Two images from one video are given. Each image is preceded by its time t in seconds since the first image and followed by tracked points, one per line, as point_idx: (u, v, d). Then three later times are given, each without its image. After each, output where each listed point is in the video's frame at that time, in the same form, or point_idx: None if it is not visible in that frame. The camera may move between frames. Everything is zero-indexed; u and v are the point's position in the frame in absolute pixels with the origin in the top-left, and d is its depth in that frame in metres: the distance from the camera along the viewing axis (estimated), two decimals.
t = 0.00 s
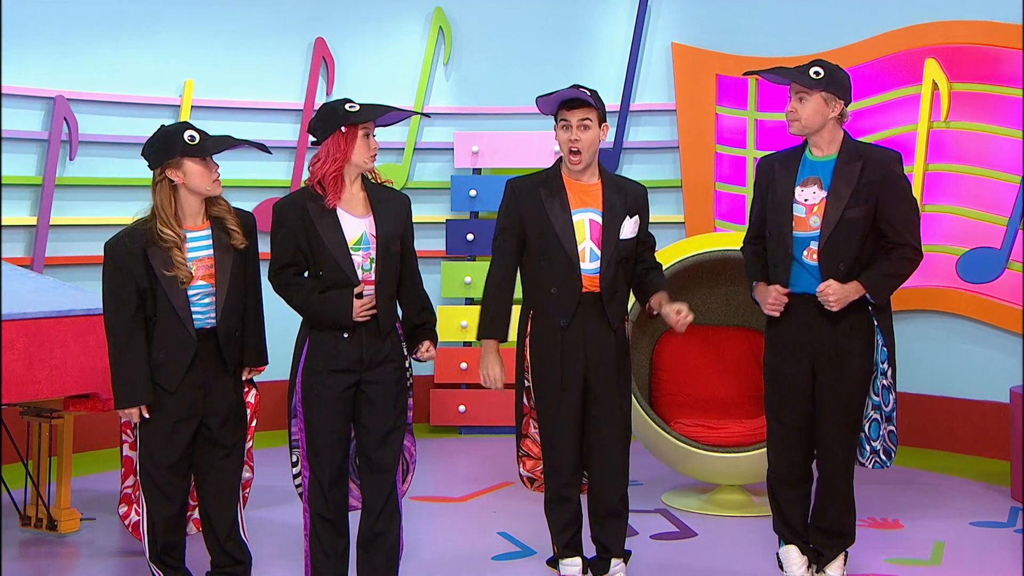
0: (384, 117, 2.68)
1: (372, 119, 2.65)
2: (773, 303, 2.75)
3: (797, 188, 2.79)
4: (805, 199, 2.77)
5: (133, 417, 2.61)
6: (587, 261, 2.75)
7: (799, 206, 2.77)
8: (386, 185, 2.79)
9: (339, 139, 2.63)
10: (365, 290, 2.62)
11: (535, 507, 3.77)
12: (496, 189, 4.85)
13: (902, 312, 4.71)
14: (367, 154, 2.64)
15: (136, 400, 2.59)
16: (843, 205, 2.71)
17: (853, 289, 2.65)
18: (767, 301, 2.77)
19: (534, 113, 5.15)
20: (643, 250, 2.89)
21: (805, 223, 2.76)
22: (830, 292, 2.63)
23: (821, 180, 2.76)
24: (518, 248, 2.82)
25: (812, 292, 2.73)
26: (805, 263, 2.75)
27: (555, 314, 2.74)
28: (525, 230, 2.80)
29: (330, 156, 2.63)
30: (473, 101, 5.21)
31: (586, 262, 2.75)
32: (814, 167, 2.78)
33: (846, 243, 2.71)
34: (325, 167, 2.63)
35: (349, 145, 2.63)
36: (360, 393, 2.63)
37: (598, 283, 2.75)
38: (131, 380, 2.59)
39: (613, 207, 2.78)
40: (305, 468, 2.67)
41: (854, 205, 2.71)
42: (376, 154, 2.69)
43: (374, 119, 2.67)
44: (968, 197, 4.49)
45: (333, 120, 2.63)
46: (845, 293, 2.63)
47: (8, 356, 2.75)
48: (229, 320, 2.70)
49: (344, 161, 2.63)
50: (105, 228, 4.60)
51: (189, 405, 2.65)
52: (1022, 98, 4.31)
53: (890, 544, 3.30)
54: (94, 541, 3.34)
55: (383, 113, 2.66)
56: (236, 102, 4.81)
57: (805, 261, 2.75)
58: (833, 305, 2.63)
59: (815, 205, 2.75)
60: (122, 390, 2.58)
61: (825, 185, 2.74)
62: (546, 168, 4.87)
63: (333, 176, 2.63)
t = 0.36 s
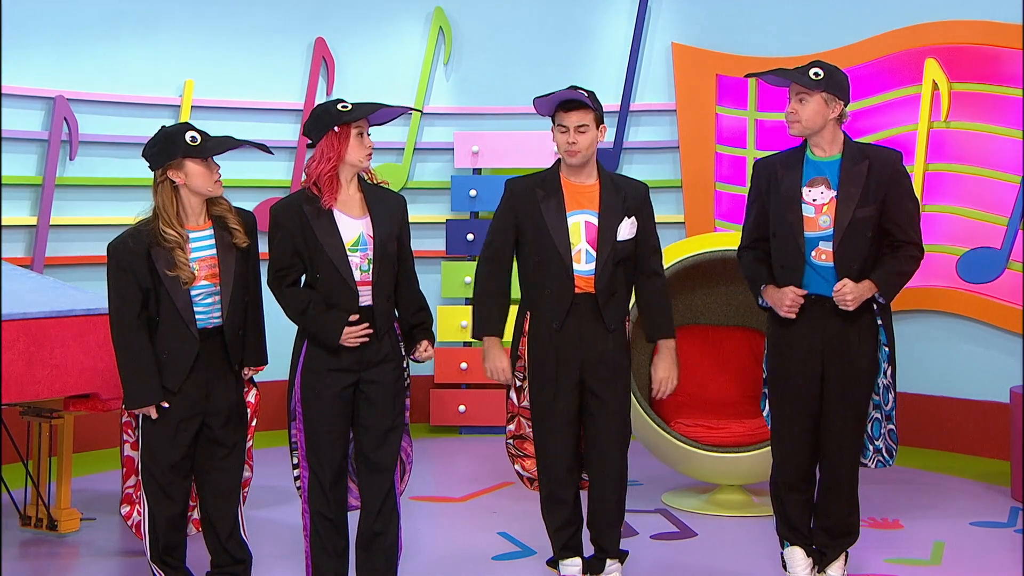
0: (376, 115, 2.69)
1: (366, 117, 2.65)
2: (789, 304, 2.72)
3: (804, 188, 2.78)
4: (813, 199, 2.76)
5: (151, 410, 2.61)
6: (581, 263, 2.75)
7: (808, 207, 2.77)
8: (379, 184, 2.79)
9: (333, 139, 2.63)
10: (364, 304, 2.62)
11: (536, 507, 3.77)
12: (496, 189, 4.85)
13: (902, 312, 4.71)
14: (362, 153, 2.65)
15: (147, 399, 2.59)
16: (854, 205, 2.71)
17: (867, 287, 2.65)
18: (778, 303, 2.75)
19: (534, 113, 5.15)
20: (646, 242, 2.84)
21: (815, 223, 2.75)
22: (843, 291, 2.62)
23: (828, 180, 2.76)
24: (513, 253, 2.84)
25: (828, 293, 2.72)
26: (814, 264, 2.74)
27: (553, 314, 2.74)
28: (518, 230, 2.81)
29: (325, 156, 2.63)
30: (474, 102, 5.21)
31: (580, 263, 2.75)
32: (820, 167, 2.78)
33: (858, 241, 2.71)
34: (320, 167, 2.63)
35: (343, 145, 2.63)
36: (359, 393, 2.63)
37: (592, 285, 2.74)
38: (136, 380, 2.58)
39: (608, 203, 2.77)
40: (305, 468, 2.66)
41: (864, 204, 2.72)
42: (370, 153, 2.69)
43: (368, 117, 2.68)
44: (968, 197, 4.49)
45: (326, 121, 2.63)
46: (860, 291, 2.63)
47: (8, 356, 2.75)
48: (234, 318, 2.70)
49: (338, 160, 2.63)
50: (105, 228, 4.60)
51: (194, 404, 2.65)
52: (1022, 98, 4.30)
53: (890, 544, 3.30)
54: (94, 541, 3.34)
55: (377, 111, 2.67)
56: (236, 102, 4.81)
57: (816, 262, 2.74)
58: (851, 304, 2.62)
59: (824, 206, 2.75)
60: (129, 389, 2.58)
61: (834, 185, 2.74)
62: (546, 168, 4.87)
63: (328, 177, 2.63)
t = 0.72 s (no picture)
0: (372, 113, 2.68)
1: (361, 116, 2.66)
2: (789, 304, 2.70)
3: (801, 188, 2.79)
4: (810, 199, 2.77)
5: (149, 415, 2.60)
6: (588, 256, 2.73)
7: (805, 207, 2.77)
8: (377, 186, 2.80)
9: (330, 139, 2.64)
10: (364, 303, 2.62)
11: (536, 507, 3.77)
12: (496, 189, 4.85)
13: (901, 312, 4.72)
14: (359, 152, 2.65)
15: (149, 401, 2.58)
16: (852, 204, 2.71)
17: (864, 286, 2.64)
18: (777, 303, 2.73)
19: (534, 113, 5.15)
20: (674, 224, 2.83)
21: (812, 223, 2.75)
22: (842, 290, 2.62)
23: (825, 180, 2.77)
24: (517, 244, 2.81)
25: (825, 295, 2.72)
26: (813, 264, 2.74)
27: (553, 313, 2.74)
28: (516, 224, 2.79)
29: (322, 156, 2.64)
30: (473, 102, 5.21)
31: (589, 258, 2.73)
32: (817, 167, 2.78)
33: (857, 241, 2.71)
34: (318, 167, 2.64)
35: (340, 145, 2.64)
36: (360, 393, 2.63)
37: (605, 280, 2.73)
38: (139, 380, 2.58)
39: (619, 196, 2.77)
40: (304, 470, 2.66)
41: (862, 204, 2.72)
42: (368, 152, 2.70)
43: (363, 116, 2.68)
44: (968, 197, 4.49)
45: (321, 121, 2.63)
46: (858, 291, 2.62)
47: (8, 356, 2.74)
48: (237, 318, 2.70)
49: (336, 160, 2.64)
50: (105, 228, 4.60)
51: (196, 404, 2.65)
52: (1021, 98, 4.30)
53: (891, 544, 3.30)
54: (94, 541, 3.34)
55: (372, 113, 2.68)
56: (236, 102, 4.81)
57: (814, 262, 2.74)
58: (849, 303, 2.62)
59: (822, 206, 2.75)
60: (131, 390, 2.58)
61: (831, 185, 2.75)
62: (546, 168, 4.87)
63: (327, 178, 2.63)
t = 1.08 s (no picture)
0: (372, 117, 2.69)
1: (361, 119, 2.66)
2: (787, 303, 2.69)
3: (800, 188, 2.78)
4: (808, 199, 2.76)
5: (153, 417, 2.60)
6: (597, 269, 2.73)
7: (803, 207, 2.76)
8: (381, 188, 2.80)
9: (330, 140, 2.64)
10: (364, 303, 2.62)
11: (536, 507, 3.77)
12: (496, 189, 4.85)
13: (901, 312, 4.72)
14: (359, 154, 2.65)
15: (152, 402, 2.58)
16: (850, 204, 2.71)
17: (863, 285, 2.64)
18: (775, 303, 2.73)
19: (534, 113, 5.15)
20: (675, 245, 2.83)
21: (811, 223, 2.75)
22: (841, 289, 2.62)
23: (823, 181, 2.76)
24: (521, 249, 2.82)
25: (824, 296, 2.71)
26: (812, 265, 2.73)
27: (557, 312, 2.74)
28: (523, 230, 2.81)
29: (321, 157, 2.64)
30: (474, 101, 5.21)
31: (597, 271, 2.73)
32: (815, 168, 2.78)
33: (856, 240, 2.71)
34: (317, 168, 2.64)
35: (340, 146, 2.64)
36: (360, 393, 2.63)
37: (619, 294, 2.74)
38: (142, 381, 2.58)
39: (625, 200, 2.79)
40: (304, 471, 2.67)
41: (860, 203, 2.72)
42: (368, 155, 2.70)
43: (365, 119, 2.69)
44: (968, 197, 4.49)
45: (322, 122, 2.64)
46: (858, 291, 2.62)
47: (7, 356, 2.74)
48: (239, 317, 2.71)
49: (335, 161, 2.64)
50: (105, 228, 4.60)
51: (198, 404, 2.65)
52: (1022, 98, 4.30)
53: (890, 544, 3.30)
54: (94, 541, 3.34)
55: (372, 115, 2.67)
56: (236, 102, 4.81)
57: (812, 262, 2.74)
58: (847, 304, 2.62)
59: (820, 206, 2.75)
60: (135, 391, 2.58)
61: (829, 185, 2.74)
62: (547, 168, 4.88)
63: (326, 178, 2.63)
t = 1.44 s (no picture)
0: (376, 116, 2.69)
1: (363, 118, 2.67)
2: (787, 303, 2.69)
3: (800, 188, 2.78)
4: (808, 199, 2.76)
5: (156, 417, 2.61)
6: (593, 261, 2.74)
7: (803, 207, 2.76)
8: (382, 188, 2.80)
9: (330, 140, 2.64)
10: (364, 303, 2.62)
11: (535, 507, 3.77)
12: (496, 189, 4.85)
13: (901, 312, 4.72)
14: (358, 155, 2.65)
15: (156, 403, 2.59)
16: (850, 204, 2.71)
17: (863, 285, 2.64)
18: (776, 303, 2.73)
19: (534, 112, 5.15)
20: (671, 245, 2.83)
21: (811, 223, 2.75)
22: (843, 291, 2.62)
23: (823, 180, 2.76)
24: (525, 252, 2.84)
25: (824, 295, 2.71)
26: (812, 265, 2.73)
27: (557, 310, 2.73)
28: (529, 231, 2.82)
29: (321, 156, 2.64)
30: (474, 101, 5.21)
31: (594, 264, 2.74)
32: (815, 168, 2.77)
33: (856, 240, 2.71)
34: (318, 167, 2.64)
35: (341, 146, 2.64)
36: (360, 394, 2.63)
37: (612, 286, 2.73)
38: (144, 382, 2.58)
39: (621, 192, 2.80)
40: (305, 470, 2.66)
41: (858, 203, 2.72)
42: (369, 156, 2.69)
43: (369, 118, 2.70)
44: (968, 197, 4.49)
45: (323, 121, 2.65)
46: (858, 290, 2.62)
47: (8, 356, 2.74)
48: (240, 313, 2.71)
49: (336, 160, 2.64)
50: (105, 228, 4.60)
51: (200, 404, 2.65)
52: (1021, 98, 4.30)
53: (890, 544, 3.30)
54: (94, 541, 3.34)
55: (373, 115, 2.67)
56: (235, 102, 4.81)
57: (812, 262, 2.74)
58: (849, 303, 2.61)
59: (820, 206, 2.75)
60: (138, 391, 2.58)
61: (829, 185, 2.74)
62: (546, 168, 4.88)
63: (325, 176, 2.63)
